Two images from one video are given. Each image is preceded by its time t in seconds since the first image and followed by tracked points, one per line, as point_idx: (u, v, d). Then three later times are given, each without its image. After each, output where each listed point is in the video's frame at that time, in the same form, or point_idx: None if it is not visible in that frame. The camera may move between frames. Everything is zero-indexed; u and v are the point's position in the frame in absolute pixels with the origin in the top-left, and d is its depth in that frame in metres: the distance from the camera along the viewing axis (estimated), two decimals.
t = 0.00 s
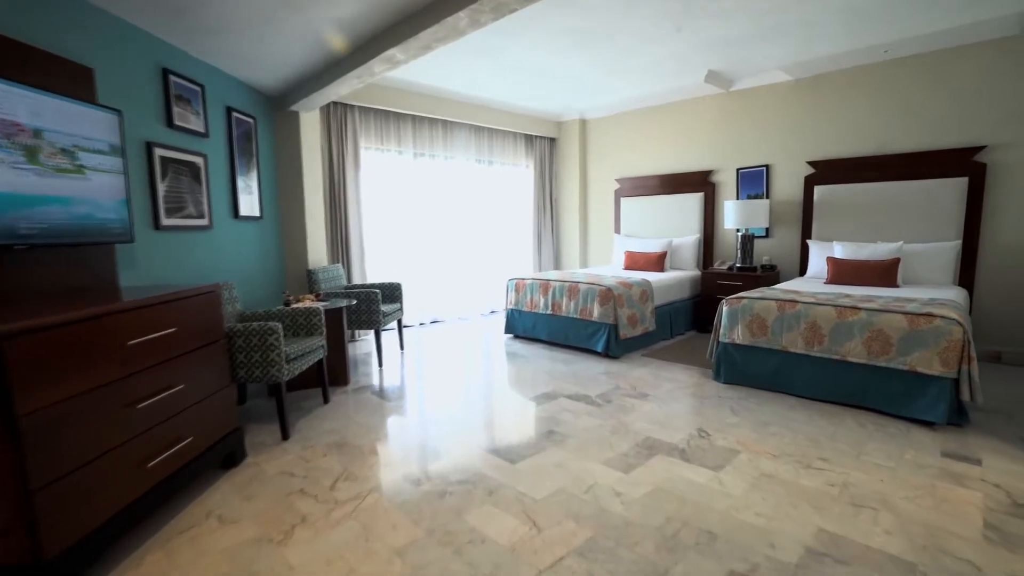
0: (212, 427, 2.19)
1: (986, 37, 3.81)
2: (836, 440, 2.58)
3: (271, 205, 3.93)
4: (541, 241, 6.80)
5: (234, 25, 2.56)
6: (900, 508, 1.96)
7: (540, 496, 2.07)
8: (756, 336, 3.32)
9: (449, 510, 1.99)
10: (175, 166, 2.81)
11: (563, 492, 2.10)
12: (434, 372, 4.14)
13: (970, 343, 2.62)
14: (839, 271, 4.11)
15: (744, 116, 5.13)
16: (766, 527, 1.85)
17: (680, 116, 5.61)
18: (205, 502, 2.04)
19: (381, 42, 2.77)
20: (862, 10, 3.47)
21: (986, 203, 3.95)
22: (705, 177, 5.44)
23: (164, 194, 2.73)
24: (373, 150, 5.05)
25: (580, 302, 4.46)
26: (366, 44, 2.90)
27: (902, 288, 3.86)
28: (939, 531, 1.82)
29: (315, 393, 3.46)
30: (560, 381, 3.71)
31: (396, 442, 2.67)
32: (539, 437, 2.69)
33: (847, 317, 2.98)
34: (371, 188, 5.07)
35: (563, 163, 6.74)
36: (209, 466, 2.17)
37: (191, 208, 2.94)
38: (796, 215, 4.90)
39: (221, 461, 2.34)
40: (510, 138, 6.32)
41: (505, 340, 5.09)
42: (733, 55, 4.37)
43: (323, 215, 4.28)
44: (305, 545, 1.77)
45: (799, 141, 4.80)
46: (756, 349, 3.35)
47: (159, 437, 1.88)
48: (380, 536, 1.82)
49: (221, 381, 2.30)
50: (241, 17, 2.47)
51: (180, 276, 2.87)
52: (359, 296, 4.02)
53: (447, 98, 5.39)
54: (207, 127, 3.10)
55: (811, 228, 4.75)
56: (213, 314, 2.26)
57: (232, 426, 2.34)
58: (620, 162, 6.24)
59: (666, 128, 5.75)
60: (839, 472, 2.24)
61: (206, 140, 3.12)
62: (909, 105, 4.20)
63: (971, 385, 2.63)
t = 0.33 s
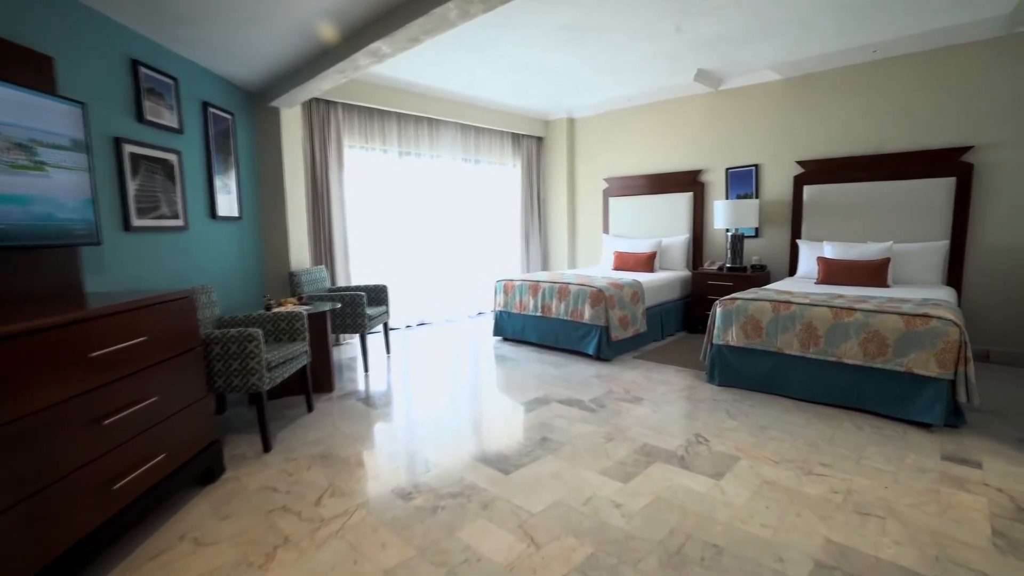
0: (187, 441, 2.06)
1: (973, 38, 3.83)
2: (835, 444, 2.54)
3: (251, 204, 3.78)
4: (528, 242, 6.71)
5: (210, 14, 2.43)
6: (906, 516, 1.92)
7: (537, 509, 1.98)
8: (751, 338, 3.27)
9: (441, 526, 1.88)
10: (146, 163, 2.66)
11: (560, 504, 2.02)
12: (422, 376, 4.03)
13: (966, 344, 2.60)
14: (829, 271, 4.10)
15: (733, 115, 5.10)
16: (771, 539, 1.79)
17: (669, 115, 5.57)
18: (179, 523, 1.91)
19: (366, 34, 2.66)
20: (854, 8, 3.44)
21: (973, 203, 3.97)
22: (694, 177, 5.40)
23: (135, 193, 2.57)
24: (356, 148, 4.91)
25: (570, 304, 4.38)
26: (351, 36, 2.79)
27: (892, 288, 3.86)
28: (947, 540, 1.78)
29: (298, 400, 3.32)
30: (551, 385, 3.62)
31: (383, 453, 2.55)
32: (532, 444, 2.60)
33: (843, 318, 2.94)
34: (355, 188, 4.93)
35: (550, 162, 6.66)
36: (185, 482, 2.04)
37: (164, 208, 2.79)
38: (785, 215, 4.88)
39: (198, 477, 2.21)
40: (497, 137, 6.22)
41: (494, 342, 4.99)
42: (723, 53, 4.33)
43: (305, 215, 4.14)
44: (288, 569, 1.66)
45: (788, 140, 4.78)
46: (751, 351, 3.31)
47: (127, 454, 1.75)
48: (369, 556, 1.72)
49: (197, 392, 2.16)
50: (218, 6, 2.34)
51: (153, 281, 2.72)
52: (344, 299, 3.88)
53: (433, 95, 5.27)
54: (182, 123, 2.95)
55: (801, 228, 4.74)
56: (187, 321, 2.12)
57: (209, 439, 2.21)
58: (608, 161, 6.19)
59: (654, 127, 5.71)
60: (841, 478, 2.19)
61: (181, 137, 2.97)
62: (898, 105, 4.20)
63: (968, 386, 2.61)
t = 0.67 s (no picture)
0: (152, 457, 1.91)
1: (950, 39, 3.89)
2: (826, 445, 2.51)
3: (223, 204, 3.61)
4: (511, 242, 6.63)
5: None
6: (905, 518, 1.89)
7: (530, 521, 1.90)
8: (739, 338, 3.24)
9: (430, 542, 1.79)
10: (108, 158, 2.48)
11: (554, 515, 1.93)
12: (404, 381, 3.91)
13: (952, 342, 2.61)
14: (813, 270, 4.11)
15: (715, 115, 5.11)
16: (772, 546, 1.74)
17: (651, 115, 5.55)
18: (145, 547, 1.77)
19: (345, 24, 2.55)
20: (836, 8, 3.45)
21: (951, 202, 4.04)
22: (677, 176, 5.40)
23: (95, 190, 2.40)
24: (334, 146, 4.76)
25: (555, 305, 4.31)
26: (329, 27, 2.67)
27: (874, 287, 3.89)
28: (947, 543, 1.75)
29: (274, 408, 3.17)
30: (538, 388, 3.54)
31: (366, 463, 2.43)
32: (521, 451, 2.51)
33: (831, 318, 2.93)
34: (333, 187, 4.78)
35: (532, 162, 6.60)
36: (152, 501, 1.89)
37: (129, 206, 2.62)
38: (767, 215, 4.90)
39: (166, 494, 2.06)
40: (478, 136, 6.12)
41: (477, 345, 4.90)
42: (706, 52, 4.31)
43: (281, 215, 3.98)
44: None
45: (770, 140, 4.80)
46: (739, 351, 3.28)
47: (83, 476, 1.61)
48: None
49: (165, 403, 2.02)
50: None
51: (115, 285, 2.55)
52: (322, 302, 3.74)
53: (413, 92, 5.15)
54: (146, 116, 2.78)
55: (783, 228, 4.77)
56: (154, 327, 1.98)
57: (179, 453, 2.06)
58: (590, 161, 6.15)
59: (637, 127, 5.68)
60: (836, 481, 2.16)
61: (146, 131, 2.80)
62: (877, 105, 4.25)
63: (954, 384, 2.62)
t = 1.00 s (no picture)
0: (112, 476, 1.75)
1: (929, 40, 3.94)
2: (822, 446, 2.48)
3: (192, 201, 3.41)
4: (493, 242, 6.51)
5: None
6: (909, 521, 1.85)
7: (527, 535, 1.79)
8: (730, 337, 3.20)
9: (421, 562, 1.67)
10: (60, 150, 2.28)
11: (551, 528, 1.83)
12: (386, 385, 3.76)
13: (943, 340, 2.60)
14: (798, 268, 4.11)
15: (698, 113, 5.09)
16: (779, 555, 1.67)
17: (635, 112, 5.51)
18: None
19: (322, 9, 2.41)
20: (821, 6, 3.44)
21: (931, 201, 4.08)
22: (661, 175, 5.37)
23: (46, 185, 2.21)
24: (310, 142, 4.58)
25: (541, 305, 4.21)
26: (304, 11, 2.51)
27: (859, 285, 3.90)
28: (954, 546, 1.71)
29: (248, 418, 2.99)
30: (526, 391, 3.44)
31: (348, 476, 2.29)
32: (512, 459, 2.40)
33: (822, 316, 2.90)
34: (309, 184, 4.60)
35: (514, 160, 6.50)
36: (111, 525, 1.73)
37: (85, 203, 2.43)
38: (751, 213, 4.90)
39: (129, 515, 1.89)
40: (459, 133, 5.99)
41: (460, 347, 4.77)
42: (691, 49, 4.28)
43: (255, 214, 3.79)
44: None
45: (753, 139, 4.80)
46: (729, 351, 3.24)
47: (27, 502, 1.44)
48: None
49: (127, 417, 1.85)
50: None
51: (68, 288, 2.35)
52: (299, 304, 3.57)
53: (392, 87, 5.00)
54: (104, 107, 2.58)
55: (767, 226, 4.77)
56: (113, 333, 1.81)
57: (143, 470, 1.90)
58: (573, 160, 6.08)
59: (620, 125, 5.64)
60: (836, 483, 2.12)
61: (104, 121, 2.60)
62: (859, 104, 4.28)
63: (945, 382, 2.61)
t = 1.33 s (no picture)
0: (64, 499, 1.58)
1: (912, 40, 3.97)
2: (822, 448, 2.42)
3: (160, 199, 3.22)
4: (477, 241, 6.39)
5: None
6: (918, 527, 1.80)
7: (526, 552, 1.69)
8: (723, 338, 3.14)
9: None
10: (8, 140, 2.09)
11: (552, 544, 1.73)
12: (369, 390, 3.61)
13: (939, 339, 2.58)
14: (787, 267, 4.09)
15: (685, 111, 5.06)
16: (791, 567, 1.60)
17: (621, 110, 5.46)
18: None
19: None
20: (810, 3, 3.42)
21: (915, 200, 4.10)
22: (648, 173, 5.32)
23: None
24: (287, 137, 4.40)
25: (529, 306, 4.11)
26: None
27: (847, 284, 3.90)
28: (966, 552, 1.66)
29: (223, 428, 2.82)
30: (516, 395, 3.33)
31: (333, 490, 2.15)
32: (506, 468, 2.29)
33: (817, 316, 2.86)
34: (287, 182, 4.41)
35: (498, 158, 6.39)
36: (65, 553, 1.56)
37: (37, 198, 2.23)
38: (738, 212, 4.88)
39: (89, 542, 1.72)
40: (442, 130, 5.85)
41: (446, 349, 4.64)
42: (679, 46, 4.24)
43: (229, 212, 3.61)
44: None
45: (740, 137, 4.79)
46: (723, 351, 3.18)
47: None
48: None
49: (84, 433, 1.69)
50: None
51: (17, 291, 2.15)
52: (277, 307, 3.40)
53: (373, 82, 4.84)
54: (60, 94, 2.38)
55: (754, 225, 4.75)
56: (67, 341, 1.65)
57: (103, 492, 1.73)
58: (557, 159, 6.01)
59: (607, 123, 5.58)
60: (840, 487, 2.06)
61: (59, 110, 2.40)
62: (844, 104, 4.29)
63: (941, 381, 2.58)
